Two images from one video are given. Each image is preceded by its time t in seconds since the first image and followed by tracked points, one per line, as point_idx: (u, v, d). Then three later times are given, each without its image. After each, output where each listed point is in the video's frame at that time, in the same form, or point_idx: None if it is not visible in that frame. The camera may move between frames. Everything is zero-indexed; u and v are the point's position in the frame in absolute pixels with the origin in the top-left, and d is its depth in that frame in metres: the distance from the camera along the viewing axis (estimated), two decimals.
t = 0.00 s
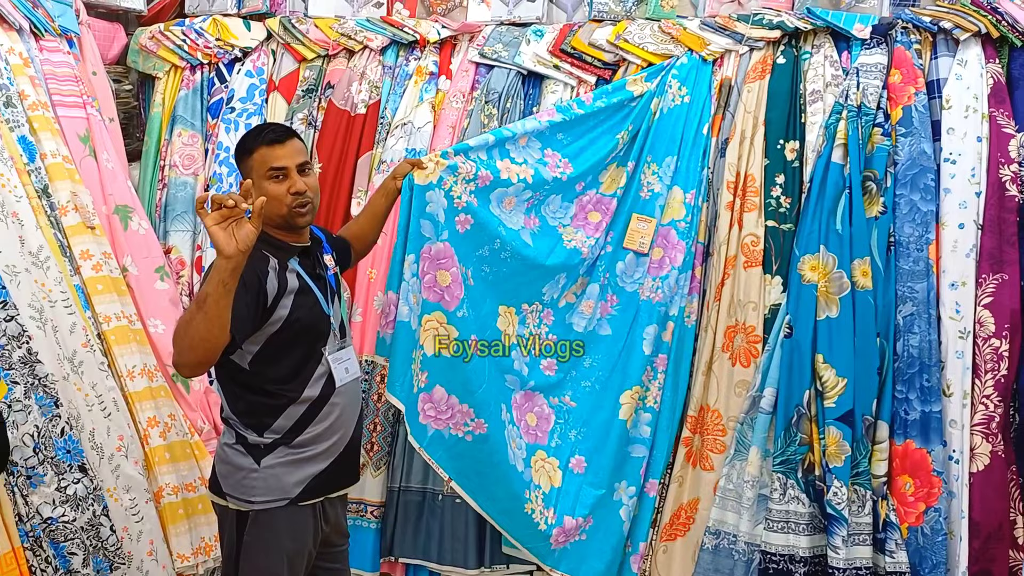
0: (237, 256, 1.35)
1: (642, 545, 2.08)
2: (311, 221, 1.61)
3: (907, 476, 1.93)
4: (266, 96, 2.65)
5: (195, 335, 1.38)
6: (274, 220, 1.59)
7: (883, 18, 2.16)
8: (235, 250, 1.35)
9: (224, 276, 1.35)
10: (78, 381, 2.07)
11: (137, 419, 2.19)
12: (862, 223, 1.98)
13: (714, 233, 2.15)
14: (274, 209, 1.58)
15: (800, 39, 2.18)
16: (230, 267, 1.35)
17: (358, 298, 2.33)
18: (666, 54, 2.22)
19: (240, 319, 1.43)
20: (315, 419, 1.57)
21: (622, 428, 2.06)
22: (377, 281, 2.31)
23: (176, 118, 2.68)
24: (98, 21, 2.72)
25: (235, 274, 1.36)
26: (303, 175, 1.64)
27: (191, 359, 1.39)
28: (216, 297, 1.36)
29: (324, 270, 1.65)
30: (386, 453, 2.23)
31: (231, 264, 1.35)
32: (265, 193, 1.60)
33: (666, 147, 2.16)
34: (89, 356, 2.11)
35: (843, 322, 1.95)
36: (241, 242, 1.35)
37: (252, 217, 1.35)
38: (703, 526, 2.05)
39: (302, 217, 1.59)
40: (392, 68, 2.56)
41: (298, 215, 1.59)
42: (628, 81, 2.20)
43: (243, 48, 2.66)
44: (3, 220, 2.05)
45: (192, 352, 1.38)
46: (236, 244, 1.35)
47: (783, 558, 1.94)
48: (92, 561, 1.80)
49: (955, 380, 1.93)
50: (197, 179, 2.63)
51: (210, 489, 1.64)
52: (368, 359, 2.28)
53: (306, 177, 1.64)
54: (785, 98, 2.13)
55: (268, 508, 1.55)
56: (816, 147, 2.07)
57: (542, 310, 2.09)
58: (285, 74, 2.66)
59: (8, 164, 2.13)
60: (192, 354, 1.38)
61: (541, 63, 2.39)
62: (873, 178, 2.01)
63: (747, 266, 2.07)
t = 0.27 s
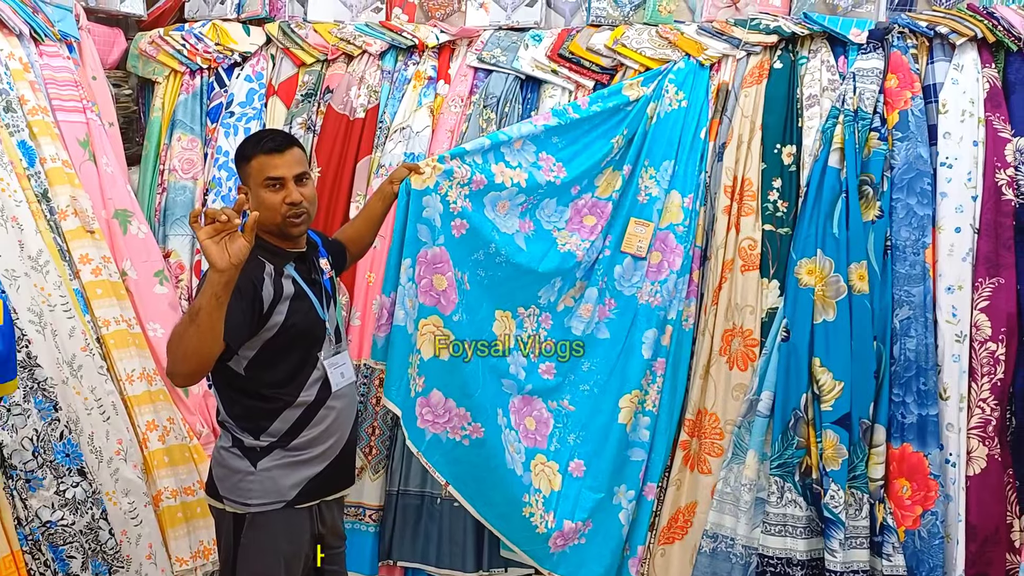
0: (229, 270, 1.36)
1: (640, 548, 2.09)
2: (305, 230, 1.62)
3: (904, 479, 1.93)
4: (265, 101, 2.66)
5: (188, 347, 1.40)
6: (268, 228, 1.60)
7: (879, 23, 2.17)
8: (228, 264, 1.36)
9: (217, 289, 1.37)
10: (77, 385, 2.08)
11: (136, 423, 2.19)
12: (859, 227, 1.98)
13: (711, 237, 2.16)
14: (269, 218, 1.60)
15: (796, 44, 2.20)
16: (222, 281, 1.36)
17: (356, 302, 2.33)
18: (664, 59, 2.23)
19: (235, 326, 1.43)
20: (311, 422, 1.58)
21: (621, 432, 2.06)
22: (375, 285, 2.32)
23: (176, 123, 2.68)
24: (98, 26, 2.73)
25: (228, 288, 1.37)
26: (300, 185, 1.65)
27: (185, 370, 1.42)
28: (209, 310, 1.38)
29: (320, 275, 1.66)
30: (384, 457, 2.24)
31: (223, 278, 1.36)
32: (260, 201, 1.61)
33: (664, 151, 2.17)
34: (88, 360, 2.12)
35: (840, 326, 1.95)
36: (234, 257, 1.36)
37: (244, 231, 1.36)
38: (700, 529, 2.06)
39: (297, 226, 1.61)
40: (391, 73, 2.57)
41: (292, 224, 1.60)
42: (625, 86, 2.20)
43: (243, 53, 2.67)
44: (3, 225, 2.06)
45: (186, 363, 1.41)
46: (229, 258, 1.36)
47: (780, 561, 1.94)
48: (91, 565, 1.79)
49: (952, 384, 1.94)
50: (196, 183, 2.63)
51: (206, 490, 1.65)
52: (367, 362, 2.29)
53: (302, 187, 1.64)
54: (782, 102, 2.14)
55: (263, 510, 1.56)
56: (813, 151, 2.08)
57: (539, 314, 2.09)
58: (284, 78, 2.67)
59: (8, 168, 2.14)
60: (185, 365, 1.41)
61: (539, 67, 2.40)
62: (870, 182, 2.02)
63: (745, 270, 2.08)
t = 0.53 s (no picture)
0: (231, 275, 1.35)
1: (639, 548, 2.10)
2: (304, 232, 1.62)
3: (902, 480, 1.93)
4: (265, 101, 2.66)
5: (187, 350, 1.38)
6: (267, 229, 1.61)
7: (877, 24, 2.17)
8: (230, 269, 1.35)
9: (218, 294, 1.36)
10: (77, 385, 2.08)
11: (135, 423, 2.20)
12: (857, 227, 1.99)
13: (709, 238, 2.17)
14: (268, 219, 1.60)
15: (794, 45, 2.21)
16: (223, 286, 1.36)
17: (355, 302, 2.33)
18: (662, 60, 2.24)
19: (234, 329, 1.44)
20: (308, 422, 1.58)
21: (621, 432, 2.07)
22: (374, 285, 2.33)
23: (175, 123, 2.69)
24: (98, 27, 2.74)
25: (228, 292, 1.37)
26: (299, 186, 1.64)
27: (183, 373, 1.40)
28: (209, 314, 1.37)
29: (319, 276, 1.66)
30: (384, 457, 2.24)
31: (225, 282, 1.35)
32: (259, 202, 1.61)
33: (662, 151, 2.17)
34: (87, 360, 2.12)
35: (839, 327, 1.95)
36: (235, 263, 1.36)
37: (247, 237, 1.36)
38: (699, 529, 2.06)
39: (296, 228, 1.61)
40: (391, 74, 2.58)
41: (292, 226, 1.60)
42: (624, 86, 2.21)
43: (242, 54, 2.67)
44: (3, 225, 2.06)
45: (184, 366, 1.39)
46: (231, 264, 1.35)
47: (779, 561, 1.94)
48: (90, 564, 1.83)
49: (949, 384, 1.94)
50: (195, 184, 2.63)
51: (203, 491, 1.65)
52: (366, 362, 2.29)
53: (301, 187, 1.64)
54: (780, 103, 2.15)
55: (261, 510, 1.56)
56: (811, 152, 2.08)
57: (537, 315, 2.09)
58: (283, 78, 2.67)
59: (7, 169, 2.14)
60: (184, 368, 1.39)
61: (538, 68, 2.40)
62: (868, 183, 2.02)
63: (743, 270, 2.09)
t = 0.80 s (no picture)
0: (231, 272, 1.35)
1: (637, 549, 2.09)
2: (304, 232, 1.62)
3: (902, 480, 1.93)
4: (264, 102, 2.66)
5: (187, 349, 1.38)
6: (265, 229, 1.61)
7: (877, 25, 2.17)
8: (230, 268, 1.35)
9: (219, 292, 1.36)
10: (76, 385, 2.08)
11: (135, 423, 2.20)
12: (856, 228, 1.99)
13: (709, 238, 2.17)
14: (266, 219, 1.60)
15: (794, 46, 2.21)
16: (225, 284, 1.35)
17: (354, 303, 2.33)
18: (662, 60, 2.24)
19: (233, 328, 1.44)
20: (306, 423, 1.58)
21: (620, 432, 2.06)
22: (373, 286, 2.33)
23: (175, 124, 2.69)
24: (98, 27, 2.74)
25: (228, 291, 1.37)
26: (298, 187, 1.64)
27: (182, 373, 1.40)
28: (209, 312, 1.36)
29: (317, 277, 1.66)
30: (383, 458, 2.24)
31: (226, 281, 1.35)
32: (258, 201, 1.61)
33: (661, 152, 2.17)
34: (86, 360, 2.11)
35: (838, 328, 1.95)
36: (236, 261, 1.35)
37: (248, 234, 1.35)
38: (698, 530, 2.07)
39: (294, 228, 1.60)
40: (390, 74, 2.58)
41: (290, 226, 1.60)
42: (624, 87, 2.21)
43: (241, 54, 2.67)
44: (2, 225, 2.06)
45: (184, 365, 1.39)
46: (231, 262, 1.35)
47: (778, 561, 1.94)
48: (89, 565, 1.88)
49: (949, 385, 1.94)
50: (195, 184, 2.64)
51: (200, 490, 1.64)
52: (366, 363, 2.29)
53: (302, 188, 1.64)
54: (780, 104, 2.15)
55: (259, 510, 1.55)
56: (811, 153, 2.08)
57: (537, 316, 2.09)
58: (283, 79, 2.67)
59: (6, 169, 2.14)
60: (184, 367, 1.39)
61: (537, 69, 2.41)
62: (867, 183, 2.03)
63: (743, 270, 2.09)
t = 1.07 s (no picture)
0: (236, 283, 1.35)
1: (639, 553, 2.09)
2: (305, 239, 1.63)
3: (902, 483, 1.94)
4: (264, 107, 2.67)
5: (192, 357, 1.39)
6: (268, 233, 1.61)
7: (876, 29, 2.18)
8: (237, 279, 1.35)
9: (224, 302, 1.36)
10: (77, 390, 2.08)
11: (135, 428, 2.20)
12: (856, 232, 1.99)
13: (708, 242, 2.17)
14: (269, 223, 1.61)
15: (793, 50, 2.21)
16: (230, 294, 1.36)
17: (354, 307, 2.34)
18: (661, 65, 2.25)
19: (236, 332, 1.45)
20: (307, 426, 1.58)
21: (621, 437, 2.06)
22: (373, 290, 2.33)
23: (175, 128, 2.69)
24: (98, 32, 2.75)
25: (235, 301, 1.37)
26: (304, 192, 1.65)
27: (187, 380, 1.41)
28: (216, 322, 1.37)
29: (319, 281, 1.67)
30: (383, 462, 2.24)
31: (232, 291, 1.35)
32: (262, 205, 1.62)
33: (661, 156, 2.17)
34: (87, 365, 2.12)
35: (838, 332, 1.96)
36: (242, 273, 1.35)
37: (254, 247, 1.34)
38: (698, 533, 2.08)
39: (296, 233, 1.61)
40: (390, 79, 2.58)
41: (292, 231, 1.61)
42: (624, 92, 2.22)
43: (241, 59, 2.67)
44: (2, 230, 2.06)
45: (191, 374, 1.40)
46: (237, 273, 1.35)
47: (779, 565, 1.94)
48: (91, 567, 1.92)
49: (949, 388, 1.94)
50: (195, 189, 2.64)
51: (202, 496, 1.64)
52: (366, 367, 2.30)
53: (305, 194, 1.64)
54: (779, 108, 2.15)
55: (261, 515, 1.55)
56: (810, 157, 2.09)
57: (539, 322, 2.09)
58: (283, 84, 2.68)
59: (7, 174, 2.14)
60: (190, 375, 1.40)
61: (537, 73, 2.41)
62: (866, 187, 2.03)
63: (743, 274, 2.10)
